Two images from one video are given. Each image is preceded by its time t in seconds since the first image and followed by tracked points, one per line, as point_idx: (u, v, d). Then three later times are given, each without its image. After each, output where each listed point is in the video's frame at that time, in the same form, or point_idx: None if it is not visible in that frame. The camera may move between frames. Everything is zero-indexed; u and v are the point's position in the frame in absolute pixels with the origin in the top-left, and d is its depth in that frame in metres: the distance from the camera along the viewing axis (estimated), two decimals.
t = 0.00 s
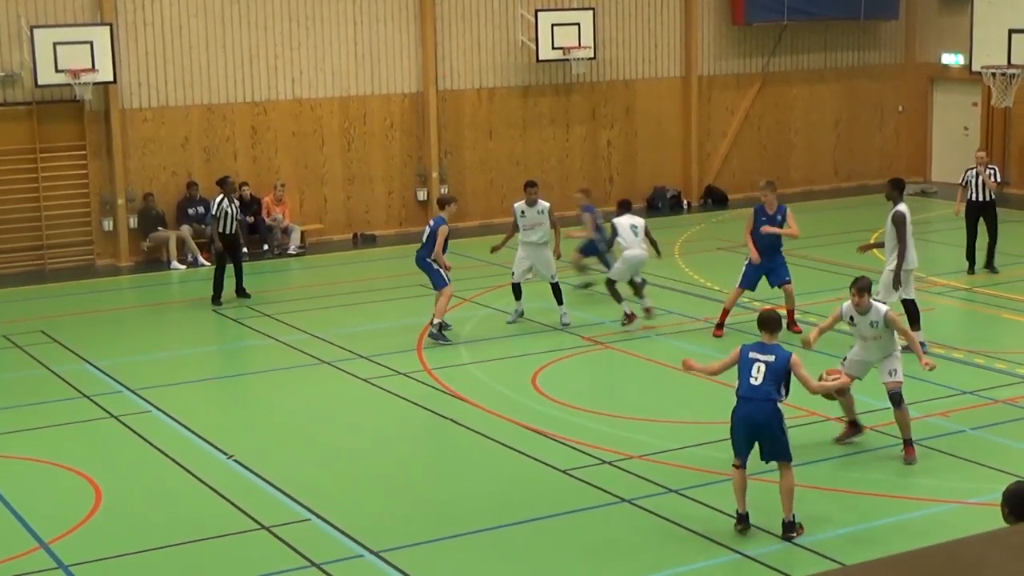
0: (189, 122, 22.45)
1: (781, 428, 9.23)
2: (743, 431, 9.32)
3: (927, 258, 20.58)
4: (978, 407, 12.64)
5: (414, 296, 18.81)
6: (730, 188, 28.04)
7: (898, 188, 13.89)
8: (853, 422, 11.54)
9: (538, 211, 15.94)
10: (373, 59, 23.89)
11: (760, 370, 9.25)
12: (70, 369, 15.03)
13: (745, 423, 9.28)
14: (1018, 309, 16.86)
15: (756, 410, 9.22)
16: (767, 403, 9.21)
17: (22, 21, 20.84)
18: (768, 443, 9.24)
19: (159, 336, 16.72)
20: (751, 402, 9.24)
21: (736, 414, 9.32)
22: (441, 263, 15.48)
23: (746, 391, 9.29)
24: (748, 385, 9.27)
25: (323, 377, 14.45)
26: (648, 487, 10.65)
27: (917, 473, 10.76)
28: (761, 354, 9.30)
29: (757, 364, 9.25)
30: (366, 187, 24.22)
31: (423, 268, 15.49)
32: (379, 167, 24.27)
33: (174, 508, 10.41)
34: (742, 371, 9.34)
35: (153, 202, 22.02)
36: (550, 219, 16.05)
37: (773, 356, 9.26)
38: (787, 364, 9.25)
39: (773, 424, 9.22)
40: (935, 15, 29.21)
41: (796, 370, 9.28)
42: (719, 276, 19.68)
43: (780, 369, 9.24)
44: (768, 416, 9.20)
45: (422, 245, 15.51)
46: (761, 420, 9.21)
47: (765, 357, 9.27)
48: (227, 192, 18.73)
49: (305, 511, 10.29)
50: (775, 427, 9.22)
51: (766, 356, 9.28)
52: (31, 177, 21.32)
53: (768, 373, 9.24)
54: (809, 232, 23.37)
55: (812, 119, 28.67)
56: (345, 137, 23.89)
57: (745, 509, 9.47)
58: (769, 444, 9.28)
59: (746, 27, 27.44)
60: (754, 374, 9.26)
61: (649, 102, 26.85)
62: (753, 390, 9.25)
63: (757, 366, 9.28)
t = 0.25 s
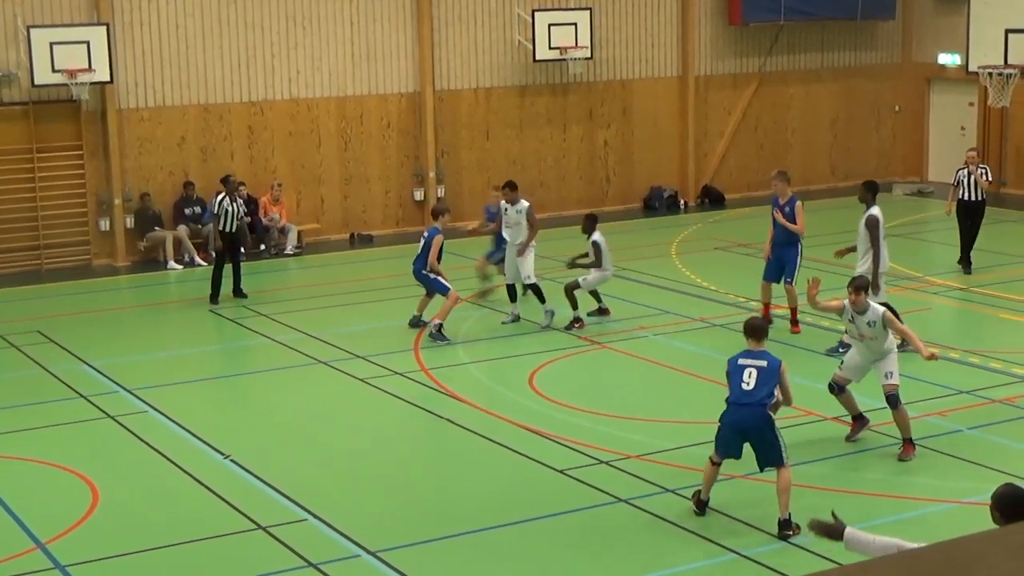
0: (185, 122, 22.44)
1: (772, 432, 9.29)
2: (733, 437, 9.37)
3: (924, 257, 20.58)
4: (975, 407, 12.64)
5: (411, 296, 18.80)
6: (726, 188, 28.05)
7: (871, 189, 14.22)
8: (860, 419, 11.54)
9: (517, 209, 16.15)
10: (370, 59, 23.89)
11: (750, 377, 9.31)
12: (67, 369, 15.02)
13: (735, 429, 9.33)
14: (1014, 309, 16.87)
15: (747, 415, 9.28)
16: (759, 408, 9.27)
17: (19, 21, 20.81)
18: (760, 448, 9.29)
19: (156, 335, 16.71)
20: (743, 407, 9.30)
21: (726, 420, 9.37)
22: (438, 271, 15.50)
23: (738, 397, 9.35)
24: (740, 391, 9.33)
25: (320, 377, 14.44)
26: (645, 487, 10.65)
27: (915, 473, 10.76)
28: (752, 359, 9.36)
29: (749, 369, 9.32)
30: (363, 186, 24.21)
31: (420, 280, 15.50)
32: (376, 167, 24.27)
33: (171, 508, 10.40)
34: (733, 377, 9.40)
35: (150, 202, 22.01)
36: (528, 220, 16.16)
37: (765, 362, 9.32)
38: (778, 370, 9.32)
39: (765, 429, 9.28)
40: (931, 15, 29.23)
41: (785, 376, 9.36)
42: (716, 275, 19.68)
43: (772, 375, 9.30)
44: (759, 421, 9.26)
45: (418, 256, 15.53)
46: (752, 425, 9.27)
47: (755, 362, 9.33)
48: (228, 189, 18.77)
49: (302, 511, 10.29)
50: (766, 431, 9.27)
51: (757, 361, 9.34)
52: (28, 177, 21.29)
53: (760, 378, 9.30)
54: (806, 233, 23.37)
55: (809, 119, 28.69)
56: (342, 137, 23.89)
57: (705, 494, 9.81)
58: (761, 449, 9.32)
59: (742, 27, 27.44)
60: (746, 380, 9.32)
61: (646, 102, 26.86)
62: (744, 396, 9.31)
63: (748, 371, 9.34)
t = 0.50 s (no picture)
0: (184, 121, 22.44)
1: (759, 429, 9.40)
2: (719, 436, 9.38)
3: (923, 258, 20.58)
4: (974, 407, 12.63)
5: (410, 296, 18.78)
6: (726, 188, 28.04)
7: (852, 190, 14.82)
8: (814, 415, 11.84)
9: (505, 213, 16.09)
10: (370, 58, 23.89)
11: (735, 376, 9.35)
12: (66, 369, 15.01)
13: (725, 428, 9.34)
14: (1014, 309, 16.86)
15: (739, 414, 9.33)
16: (747, 407, 9.34)
17: (18, 20, 20.81)
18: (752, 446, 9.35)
19: (155, 335, 16.70)
20: (732, 406, 9.32)
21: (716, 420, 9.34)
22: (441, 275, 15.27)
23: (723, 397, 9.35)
24: (727, 391, 9.33)
25: (319, 377, 14.43)
26: (644, 487, 10.64)
27: (915, 473, 10.75)
28: (731, 358, 9.40)
29: (733, 369, 9.35)
30: (362, 186, 24.20)
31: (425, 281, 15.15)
32: (375, 166, 24.26)
33: (170, 508, 10.40)
34: (715, 378, 9.38)
35: (149, 201, 22.00)
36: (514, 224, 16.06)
37: (743, 360, 9.41)
38: (756, 368, 9.43)
39: (753, 427, 9.37)
40: (930, 15, 29.23)
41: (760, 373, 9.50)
42: (715, 275, 19.68)
43: (752, 373, 9.41)
44: (748, 419, 9.33)
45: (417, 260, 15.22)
46: (742, 423, 9.33)
47: (737, 362, 9.39)
48: (229, 189, 18.78)
49: (301, 511, 10.28)
50: (755, 429, 9.36)
51: (736, 360, 9.39)
52: (26, 177, 21.28)
53: (744, 377, 9.36)
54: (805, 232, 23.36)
55: (808, 118, 28.69)
56: (341, 137, 23.88)
57: (700, 492, 9.87)
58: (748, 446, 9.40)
59: (742, 27, 27.44)
60: (731, 379, 9.34)
61: (646, 102, 26.85)
62: (732, 396, 9.33)
63: (731, 371, 9.37)
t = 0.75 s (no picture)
0: (184, 121, 22.43)
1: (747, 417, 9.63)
2: (723, 422, 9.47)
3: (923, 257, 20.57)
4: (974, 406, 12.63)
5: (410, 295, 18.78)
6: (726, 188, 28.05)
7: (844, 188, 14.81)
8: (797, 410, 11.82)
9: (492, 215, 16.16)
10: (370, 58, 23.89)
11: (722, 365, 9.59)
12: (66, 368, 15.00)
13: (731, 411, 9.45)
14: (1013, 309, 16.86)
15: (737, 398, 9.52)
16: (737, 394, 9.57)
17: (18, 20, 20.80)
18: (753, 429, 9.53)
19: (155, 335, 16.69)
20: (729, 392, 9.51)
21: (723, 404, 9.44)
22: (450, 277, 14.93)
23: (717, 384, 9.53)
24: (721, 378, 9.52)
25: (319, 376, 14.42)
26: (644, 487, 10.64)
27: (914, 473, 10.74)
28: (712, 350, 9.64)
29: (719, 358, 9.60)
30: (362, 185, 24.21)
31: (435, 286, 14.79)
32: (375, 166, 24.26)
33: (170, 508, 10.39)
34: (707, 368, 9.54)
35: (149, 201, 21.99)
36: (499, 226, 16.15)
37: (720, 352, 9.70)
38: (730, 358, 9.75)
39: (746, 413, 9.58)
40: (930, 14, 29.23)
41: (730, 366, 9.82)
42: (715, 275, 19.67)
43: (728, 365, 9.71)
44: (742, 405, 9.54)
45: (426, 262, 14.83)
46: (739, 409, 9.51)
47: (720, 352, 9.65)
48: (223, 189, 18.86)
49: (300, 511, 10.27)
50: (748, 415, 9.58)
51: (716, 351, 9.66)
52: (27, 176, 21.28)
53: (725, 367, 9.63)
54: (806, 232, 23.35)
55: (808, 118, 28.69)
56: (341, 136, 23.88)
57: (700, 491, 9.88)
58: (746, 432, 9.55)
59: (742, 26, 27.44)
60: (721, 368, 9.56)
61: (646, 102, 26.85)
62: (724, 383, 9.53)
63: (716, 361, 9.60)
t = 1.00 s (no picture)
0: (185, 121, 22.43)
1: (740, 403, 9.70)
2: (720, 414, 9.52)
3: (923, 257, 20.57)
4: (974, 406, 12.63)
5: (411, 295, 18.77)
6: (726, 187, 28.05)
7: (840, 186, 14.74)
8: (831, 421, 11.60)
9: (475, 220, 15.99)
10: (371, 58, 23.89)
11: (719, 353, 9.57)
12: (66, 369, 15.00)
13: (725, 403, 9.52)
14: (1014, 309, 16.85)
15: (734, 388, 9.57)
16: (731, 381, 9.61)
17: (19, 19, 20.80)
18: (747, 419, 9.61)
19: (155, 335, 16.68)
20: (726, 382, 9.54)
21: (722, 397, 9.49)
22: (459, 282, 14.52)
23: (715, 374, 9.53)
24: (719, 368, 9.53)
25: (320, 377, 14.42)
26: (645, 487, 10.63)
27: (915, 473, 10.74)
28: (712, 337, 9.59)
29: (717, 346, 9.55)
30: (363, 185, 24.21)
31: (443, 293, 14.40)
32: (376, 166, 24.26)
33: (170, 508, 10.39)
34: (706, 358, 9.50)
35: (150, 201, 22.00)
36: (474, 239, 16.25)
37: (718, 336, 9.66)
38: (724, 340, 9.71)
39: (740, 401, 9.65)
40: (931, 14, 29.21)
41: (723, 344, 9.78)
42: (715, 275, 19.66)
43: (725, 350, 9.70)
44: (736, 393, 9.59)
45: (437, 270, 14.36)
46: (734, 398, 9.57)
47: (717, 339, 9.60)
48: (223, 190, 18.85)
49: (301, 510, 10.27)
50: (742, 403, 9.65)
51: (715, 337, 9.61)
52: (28, 176, 21.29)
53: (722, 353, 9.63)
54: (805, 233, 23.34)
55: (809, 117, 28.69)
56: (342, 136, 23.88)
57: (702, 491, 9.88)
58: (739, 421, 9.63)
59: (742, 26, 27.44)
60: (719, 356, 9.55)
61: (646, 102, 26.85)
62: (721, 371, 9.55)
63: (714, 348, 9.56)
